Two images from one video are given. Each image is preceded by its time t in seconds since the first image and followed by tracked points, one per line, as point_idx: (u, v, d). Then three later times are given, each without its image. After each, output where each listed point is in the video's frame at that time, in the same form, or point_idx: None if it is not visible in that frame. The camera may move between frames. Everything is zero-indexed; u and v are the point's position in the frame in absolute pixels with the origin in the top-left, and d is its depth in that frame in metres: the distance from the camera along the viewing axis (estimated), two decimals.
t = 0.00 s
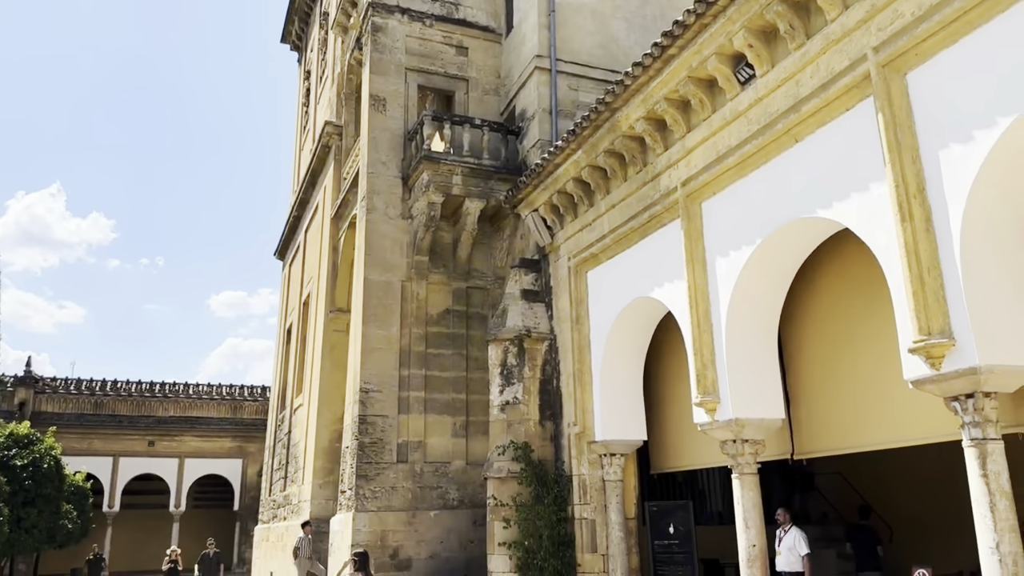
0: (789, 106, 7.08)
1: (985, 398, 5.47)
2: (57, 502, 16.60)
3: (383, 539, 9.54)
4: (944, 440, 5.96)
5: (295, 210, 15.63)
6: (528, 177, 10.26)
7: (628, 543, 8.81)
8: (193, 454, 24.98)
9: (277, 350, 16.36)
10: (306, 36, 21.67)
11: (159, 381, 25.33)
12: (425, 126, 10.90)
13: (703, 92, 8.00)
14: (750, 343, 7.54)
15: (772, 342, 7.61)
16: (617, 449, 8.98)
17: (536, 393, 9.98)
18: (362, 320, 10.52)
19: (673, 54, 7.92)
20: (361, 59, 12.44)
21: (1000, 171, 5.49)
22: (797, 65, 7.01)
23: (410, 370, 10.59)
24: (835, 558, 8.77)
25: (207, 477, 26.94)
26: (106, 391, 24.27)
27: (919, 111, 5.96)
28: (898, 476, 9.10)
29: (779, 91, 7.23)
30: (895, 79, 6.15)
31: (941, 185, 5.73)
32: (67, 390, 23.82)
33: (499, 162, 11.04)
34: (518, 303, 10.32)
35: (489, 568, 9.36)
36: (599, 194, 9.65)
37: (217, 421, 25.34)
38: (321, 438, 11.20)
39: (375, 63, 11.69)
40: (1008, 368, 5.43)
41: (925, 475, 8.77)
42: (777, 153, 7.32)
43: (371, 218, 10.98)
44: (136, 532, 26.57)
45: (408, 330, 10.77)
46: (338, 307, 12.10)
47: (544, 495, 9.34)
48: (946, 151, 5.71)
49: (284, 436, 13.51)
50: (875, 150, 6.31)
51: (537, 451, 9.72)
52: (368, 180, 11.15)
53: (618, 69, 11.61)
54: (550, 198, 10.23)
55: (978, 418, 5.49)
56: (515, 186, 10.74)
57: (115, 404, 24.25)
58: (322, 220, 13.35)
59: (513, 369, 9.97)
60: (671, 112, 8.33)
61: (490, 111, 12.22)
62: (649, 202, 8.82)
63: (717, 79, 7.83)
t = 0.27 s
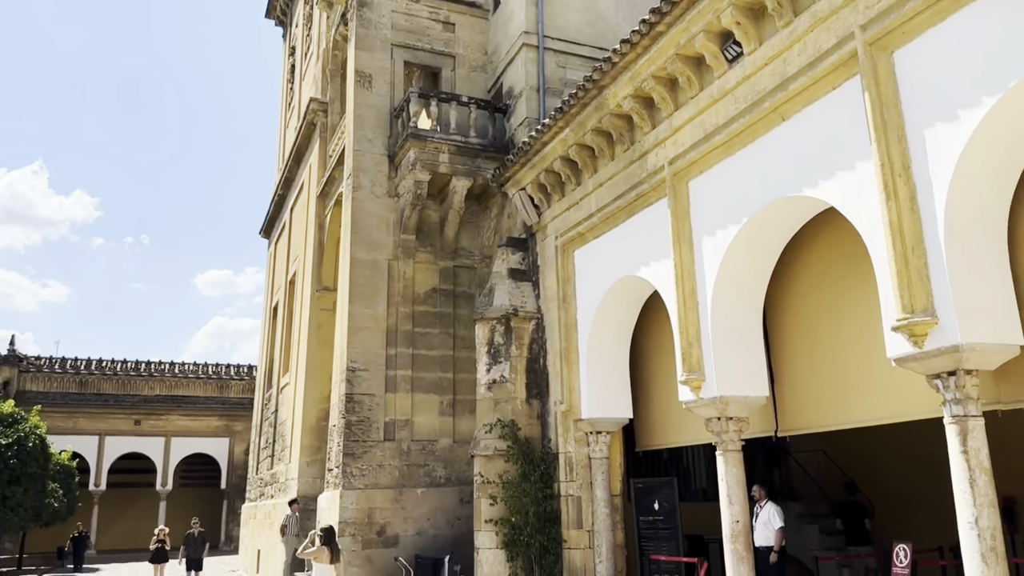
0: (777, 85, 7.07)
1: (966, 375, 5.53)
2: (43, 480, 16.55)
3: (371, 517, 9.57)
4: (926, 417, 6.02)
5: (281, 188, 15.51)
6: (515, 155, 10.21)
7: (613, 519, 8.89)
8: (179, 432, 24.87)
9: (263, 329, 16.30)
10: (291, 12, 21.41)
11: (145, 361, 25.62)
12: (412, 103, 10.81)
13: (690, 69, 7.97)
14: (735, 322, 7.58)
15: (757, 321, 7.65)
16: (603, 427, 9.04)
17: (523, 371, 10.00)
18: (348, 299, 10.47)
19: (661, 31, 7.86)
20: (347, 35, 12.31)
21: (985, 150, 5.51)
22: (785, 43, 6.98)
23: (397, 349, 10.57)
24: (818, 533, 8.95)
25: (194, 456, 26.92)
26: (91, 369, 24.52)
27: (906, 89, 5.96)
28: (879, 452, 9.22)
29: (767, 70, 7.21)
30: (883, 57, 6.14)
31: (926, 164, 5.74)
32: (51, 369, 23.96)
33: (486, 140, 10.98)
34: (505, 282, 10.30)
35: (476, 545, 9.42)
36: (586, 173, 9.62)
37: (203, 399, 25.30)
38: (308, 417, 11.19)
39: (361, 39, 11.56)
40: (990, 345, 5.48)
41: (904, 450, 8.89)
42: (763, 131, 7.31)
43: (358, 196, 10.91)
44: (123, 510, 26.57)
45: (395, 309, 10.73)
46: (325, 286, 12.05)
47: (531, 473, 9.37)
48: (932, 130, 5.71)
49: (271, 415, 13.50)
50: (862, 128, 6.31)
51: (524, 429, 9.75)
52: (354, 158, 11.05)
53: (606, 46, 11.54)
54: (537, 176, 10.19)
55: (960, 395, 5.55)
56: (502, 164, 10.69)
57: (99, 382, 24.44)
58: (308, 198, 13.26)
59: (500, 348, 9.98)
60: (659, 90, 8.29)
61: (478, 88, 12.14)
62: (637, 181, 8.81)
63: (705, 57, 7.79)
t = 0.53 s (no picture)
0: (763, 64, 7.06)
1: (947, 353, 5.58)
2: (26, 460, 16.44)
3: (357, 495, 9.60)
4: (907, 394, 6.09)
5: (265, 166, 15.38)
6: (501, 134, 10.16)
7: (598, 497, 8.96)
8: (164, 412, 24.77)
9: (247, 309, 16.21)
10: None
11: (129, 341, 25.53)
12: (397, 81, 10.72)
13: (677, 48, 7.94)
14: (719, 301, 7.61)
15: (741, 300, 7.69)
16: (588, 405, 9.08)
17: (509, 351, 10.02)
18: (333, 278, 10.41)
19: (647, 9, 7.82)
20: (331, 11, 12.18)
21: (968, 130, 5.53)
22: (771, 22, 6.97)
23: (383, 329, 10.55)
24: (801, 510, 8.92)
25: (178, 436, 26.86)
26: (74, 349, 24.49)
27: (891, 68, 5.97)
28: (861, 430, 9.33)
29: (753, 48, 7.20)
30: (868, 36, 6.14)
31: (910, 143, 5.77)
32: (34, 350, 23.91)
33: (472, 118, 10.92)
34: (491, 262, 10.28)
35: (461, 522, 9.47)
36: (573, 152, 9.60)
37: (188, 379, 25.22)
38: (293, 396, 11.17)
39: (345, 15, 11.43)
40: (971, 324, 5.53)
41: (885, 428, 9.00)
42: (749, 110, 7.30)
43: (342, 174, 10.83)
44: (109, 491, 26.50)
45: (381, 289, 10.69)
46: (309, 265, 11.99)
47: (516, 451, 9.39)
48: (916, 110, 5.73)
49: (256, 395, 13.47)
50: (846, 107, 6.32)
51: (510, 408, 9.78)
52: (339, 136, 10.96)
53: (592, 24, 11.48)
54: (523, 155, 10.15)
55: (940, 373, 5.61)
56: (488, 143, 10.64)
57: (83, 362, 24.43)
58: (292, 176, 13.16)
59: (486, 327, 9.98)
60: (645, 69, 8.26)
61: (463, 66, 12.06)
62: (622, 160, 8.79)
63: (691, 35, 7.76)
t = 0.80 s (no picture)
0: (748, 43, 7.04)
1: (927, 332, 5.64)
2: (9, 441, 16.32)
3: (342, 475, 9.61)
4: (887, 373, 6.15)
5: (248, 145, 15.23)
6: (486, 114, 10.10)
7: (582, 475, 9.03)
8: (148, 393, 24.69)
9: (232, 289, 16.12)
10: None
11: (112, 322, 25.35)
12: (381, 59, 10.61)
13: (662, 27, 7.90)
14: (702, 281, 7.64)
15: (724, 280, 7.72)
16: (573, 385, 9.13)
17: (494, 331, 10.02)
18: (317, 258, 10.35)
19: None
20: None
21: (950, 111, 5.55)
22: (756, 1, 6.94)
23: (368, 309, 10.52)
24: (783, 488, 9.14)
25: (163, 417, 26.76)
26: (57, 330, 24.38)
27: (875, 49, 5.97)
28: (842, 409, 9.42)
29: (738, 28, 7.18)
30: (853, 16, 6.13)
31: (893, 123, 5.78)
32: (16, 330, 23.73)
33: (457, 98, 10.85)
34: (476, 243, 10.24)
35: (447, 501, 9.52)
36: (558, 132, 9.56)
37: (172, 360, 25.12)
38: (278, 377, 11.13)
39: None
40: (950, 304, 5.59)
41: (865, 406, 9.10)
42: (733, 91, 7.30)
43: (326, 153, 10.74)
44: (93, 472, 26.42)
45: (366, 270, 10.64)
46: (293, 245, 11.92)
47: (501, 431, 9.42)
48: (899, 90, 5.74)
49: (241, 375, 13.43)
50: (830, 88, 6.33)
51: (495, 388, 9.80)
52: (322, 114, 10.85)
53: (578, 3, 11.40)
54: (508, 135, 10.10)
55: (920, 352, 5.67)
56: (473, 122, 10.57)
57: (66, 343, 24.29)
58: (275, 155, 13.04)
59: (472, 308, 9.97)
60: (631, 48, 8.22)
61: (448, 44, 11.97)
62: (608, 140, 8.77)
63: (677, 14, 7.72)
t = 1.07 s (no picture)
0: (732, 24, 7.03)
1: (906, 313, 5.69)
2: None
3: (326, 455, 9.61)
4: (866, 354, 6.22)
5: (229, 124, 15.06)
6: (470, 93, 10.03)
7: (566, 455, 9.10)
8: (131, 374, 24.55)
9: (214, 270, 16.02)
10: None
11: (93, 302, 25.13)
12: (364, 37, 10.49)
13: (647, 7, 7.86)
14: (685, 261, 7.67)
15: (706, 261, 7.74)
16: (556, 366, 9.16)
17: (478, 312, 10.01)
18: (299, 238, 10.27)
19: None
20: None
21: (932, 92, 5.57)
22: None
23: (351, 290, 10.46)
24: (763, 468, 9.20)
25: (145, 399, 26.62)
26: (36, 310, 23.96)
27: (858, 30, 5.97)
28: (822, 390, 9.52)
29: (723, 8, 7.16)
30: None
31: (874, 105, 5.80)
32: None
33: (441, 77, 10.77)
34: (460, 224, 10.20)
35: (431, 481, 9.55)
36: (543, 112, 9.52)
37: (155, 341, 24.97)
38: (261, 358, 11.08)
39: None
40: (930, 284, 5.63)
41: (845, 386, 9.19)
42: (716, 71, 7.28)
43: (309, 132, 10.62)
44: (76, 453, 26.30)
45: (349, 250, 10.57)
46: (276, 225, 11.83)
47: (485, 411, 9.44)
48: (882, 71, 5.75)
49: (223, 356, 13.36)
50: (812, 69, 6.33)
51: (479, 369, 9.81)
52: (305, 93, 10.73)
53: None
54: (492, 115, 10.05)
55: (899, 333, 5.71)
56: (457, 102, 10.50)
57: (47, 323, 24.00)
58: (257, 134, 12.91)
59: (455, 289, 9.96)
60: (615, 27, 8.18)
61: (432, 23, 11.86)
62: (592, 121, 8.74)
63: None
